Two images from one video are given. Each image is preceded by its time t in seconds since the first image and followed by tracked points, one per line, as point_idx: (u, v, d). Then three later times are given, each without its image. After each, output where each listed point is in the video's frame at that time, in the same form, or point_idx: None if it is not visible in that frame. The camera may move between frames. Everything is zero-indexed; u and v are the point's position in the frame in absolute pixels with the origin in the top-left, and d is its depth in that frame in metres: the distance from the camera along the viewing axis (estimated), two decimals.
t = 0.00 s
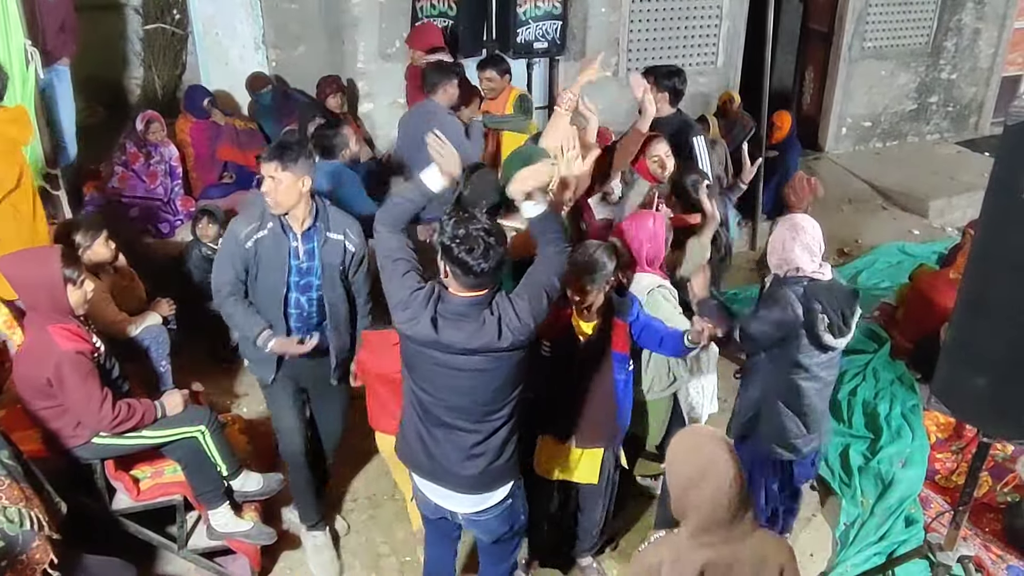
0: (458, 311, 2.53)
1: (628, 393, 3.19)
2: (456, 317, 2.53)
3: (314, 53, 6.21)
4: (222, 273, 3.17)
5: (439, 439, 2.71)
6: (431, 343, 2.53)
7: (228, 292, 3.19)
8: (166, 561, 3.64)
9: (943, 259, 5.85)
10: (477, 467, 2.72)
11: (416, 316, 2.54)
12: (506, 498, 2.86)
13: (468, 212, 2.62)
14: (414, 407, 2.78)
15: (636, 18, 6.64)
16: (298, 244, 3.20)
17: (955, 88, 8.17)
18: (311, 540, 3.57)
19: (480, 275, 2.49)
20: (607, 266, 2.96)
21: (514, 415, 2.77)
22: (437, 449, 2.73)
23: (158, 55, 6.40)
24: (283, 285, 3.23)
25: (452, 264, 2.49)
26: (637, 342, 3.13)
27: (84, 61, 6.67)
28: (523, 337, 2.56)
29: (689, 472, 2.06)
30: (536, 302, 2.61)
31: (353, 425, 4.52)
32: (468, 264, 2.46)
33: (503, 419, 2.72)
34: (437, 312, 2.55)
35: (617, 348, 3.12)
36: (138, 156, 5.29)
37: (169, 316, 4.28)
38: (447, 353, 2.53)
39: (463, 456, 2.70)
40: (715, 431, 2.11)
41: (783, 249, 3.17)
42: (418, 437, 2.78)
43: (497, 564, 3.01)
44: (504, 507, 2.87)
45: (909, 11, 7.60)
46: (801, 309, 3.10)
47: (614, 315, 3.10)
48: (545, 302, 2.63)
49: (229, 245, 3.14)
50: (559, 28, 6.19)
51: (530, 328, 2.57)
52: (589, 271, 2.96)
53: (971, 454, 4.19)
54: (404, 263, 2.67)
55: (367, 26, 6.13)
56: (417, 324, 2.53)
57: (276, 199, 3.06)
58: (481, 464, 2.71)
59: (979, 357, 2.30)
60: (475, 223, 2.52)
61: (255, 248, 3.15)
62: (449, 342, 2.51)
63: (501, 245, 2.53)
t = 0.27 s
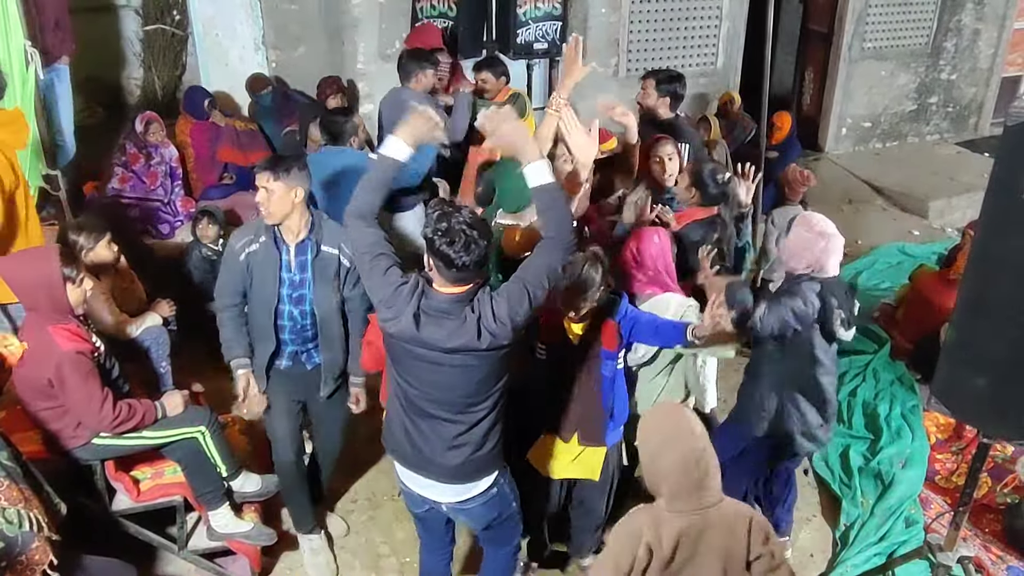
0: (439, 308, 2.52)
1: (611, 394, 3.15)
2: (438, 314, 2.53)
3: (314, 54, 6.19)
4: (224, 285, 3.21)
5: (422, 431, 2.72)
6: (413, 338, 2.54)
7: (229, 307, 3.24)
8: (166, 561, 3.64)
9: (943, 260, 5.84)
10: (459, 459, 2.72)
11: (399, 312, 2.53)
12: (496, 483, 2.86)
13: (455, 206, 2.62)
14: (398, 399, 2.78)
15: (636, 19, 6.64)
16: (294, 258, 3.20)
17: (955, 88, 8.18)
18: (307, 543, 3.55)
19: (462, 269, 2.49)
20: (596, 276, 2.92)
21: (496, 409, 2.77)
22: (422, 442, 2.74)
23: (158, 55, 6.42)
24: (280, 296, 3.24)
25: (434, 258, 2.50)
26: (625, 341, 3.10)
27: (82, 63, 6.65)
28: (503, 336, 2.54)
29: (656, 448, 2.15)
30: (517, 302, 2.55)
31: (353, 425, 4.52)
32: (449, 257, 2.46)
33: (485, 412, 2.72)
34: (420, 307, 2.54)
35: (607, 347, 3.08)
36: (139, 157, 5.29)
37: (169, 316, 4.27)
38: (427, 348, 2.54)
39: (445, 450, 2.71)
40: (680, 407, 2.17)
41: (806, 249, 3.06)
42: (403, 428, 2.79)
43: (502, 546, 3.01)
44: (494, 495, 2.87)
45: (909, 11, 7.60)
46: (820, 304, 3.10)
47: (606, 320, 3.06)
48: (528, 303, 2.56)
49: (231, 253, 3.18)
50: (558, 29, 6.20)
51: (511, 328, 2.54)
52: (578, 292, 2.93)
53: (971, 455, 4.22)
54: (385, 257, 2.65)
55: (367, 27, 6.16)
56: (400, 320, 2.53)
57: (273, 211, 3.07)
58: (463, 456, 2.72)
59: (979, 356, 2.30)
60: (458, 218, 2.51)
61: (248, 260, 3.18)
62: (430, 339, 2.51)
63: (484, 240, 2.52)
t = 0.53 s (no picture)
0: (430, 315, 2.53)
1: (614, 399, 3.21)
2: (429, 321, 2.54)
3: (314, 57, 6.21)
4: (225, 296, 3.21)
5: (410, 440, 2.73)
6: (403, 345, 2.55)
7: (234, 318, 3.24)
8: (167, 563, 3.64)
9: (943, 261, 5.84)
10: (447, 472, 2.72)
11: (390, 319, 2.55)
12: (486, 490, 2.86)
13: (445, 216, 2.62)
14: (389, 408, 2.79)
15: (636, 21, 6.65)
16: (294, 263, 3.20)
17: (955, 90, 8.18)
18: (308, 543, 3.56)
19: (450, 281, 2.49)
20: (600, 294, 3.00)
21: (487, 421, 2.77)
22: (409, 452, 2.74)
23: (158, 54, 6.48)
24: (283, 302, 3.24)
25: (423, 269, 2.51)
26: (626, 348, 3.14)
27: (80, 63, 6.66)
28: (495, 347, 2.56)
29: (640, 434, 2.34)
30: (513, 316, 2.56)
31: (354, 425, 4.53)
32: (437, 268, 2.47)
33: (476, 423, 2.72)
34: (411, 315, 2.56)
35: (610, 354, 3.10)
36: (139, 159, 5.29)
37: (170, 318, 4.27)
38: (418, 356, 2.55)
39: (433, 461, 2.71)
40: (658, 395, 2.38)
41: (838, 260, 3.06)
42: (392, 438, 2.79)
43: (499, 542, 3.03)
44: (484, 502, 2.87)
45: (909, 13, 7.61)
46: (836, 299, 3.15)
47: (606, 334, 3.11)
48: (524, 318, 2.57)
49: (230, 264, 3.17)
50: (559, 30, 6.17)
51: (501, 340, 2.56)
52: (586, 307, 3.02)
53: (970, 456, 4.22)
54: (367, 270, 2.66)
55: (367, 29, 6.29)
56: (390, 326, 2.54)
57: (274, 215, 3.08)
58: (451, 469, 2.72)
59: (979, 358, 2.30)
60: (445, 228, 2.51)
61: (250, 267, 3.17)
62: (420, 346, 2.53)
63: (472, 250, 2.51)
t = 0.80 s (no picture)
0: (429, 310, 2.54)
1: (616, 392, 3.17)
2: (428, 317, 2.54)
3: (314, 58, 6.27)
4: (224, 291, 3.14)
5: (412, 433, 2.73)
6: (402, 341, 2.55)
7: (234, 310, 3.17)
8: (166, 564, 3.64)
9: (942, 263, 5.85)
10: (450, 463, 2.73)
11: (389, 315, 2.55)
12: (482, 487, 2.85)
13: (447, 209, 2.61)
14: (390, 402, 2.80)
15: (636, 22, 6.65)
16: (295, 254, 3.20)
17: (954, 92, 8.19)
18: (310, 547, 3.56)
19: (454, 271, 2.48)
20: (602, 287, 2.97)
21: (487, 414, 2.77)
22: (410, 444, 2.75)
23: (158, 58, 6.42)
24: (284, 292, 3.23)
25: (424, 259, 2.50)
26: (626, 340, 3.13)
27: (79, 65, 6.64)
28: (493, 341, 2.56)
29: (637, 436, 2.35)
30: (510, 310, 2.56)
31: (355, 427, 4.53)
32: (441, 259, 2.45)
33: (476, 418, 2.73)
34: (410, 310, 2.56)
35: (609, 348, 3.09)
36: (139, 161, 5.29)
37: (170, 320, 4.27)
38: (417, 351, 2.55)
39: (434, 453, 2.72)
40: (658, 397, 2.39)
41: (845, 251, 3.15)
42: (394, 431, 2.80)
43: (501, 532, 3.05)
44: (484, 494, 2.87)
45: (909, 15, 7.61)
46: (829, 289, 3.01)
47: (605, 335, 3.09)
48: (520, 310, 2.57)
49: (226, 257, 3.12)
50: (558, 32, 6.18)
51: (500, 334, 2.56)
52: (590, 304, 2.98)
53: (970, 458, 4.23)
54: (363, 267, 2.67)
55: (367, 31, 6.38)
56: (390, 322, 2.55)
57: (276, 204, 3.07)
58: (454, 459, 2.73)
59: (979, 359, 2.30)
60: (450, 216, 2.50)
61: (254, 256, 3.14)
62: (419, 342, 2.53)
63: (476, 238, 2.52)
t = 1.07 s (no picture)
0: (437, 319, 2.54)
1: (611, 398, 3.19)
2: (434, 325, 2.54)
3: (314, 60, 6.25)
4: (243, 298, 3.16)
5: (420, 440, 2.73)
6: (409, 350, 2.56)
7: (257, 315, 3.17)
8: (166, 565, 3.65)
9: (942, 264, 5.85)
10: (458, 469, 2.74)
11: (397, 323, 2.55)
12: (490, 495, 2.88)
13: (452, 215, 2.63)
14: (398, 409, 2.80)
15: (635, 24, 6.66)
16: (309, 259, 3.27)
17: (954, 93, 8.19)
18: (317, 556, 3.61)
19: (461, 277, 2.49)
20: (600, 295, 2.94)
21: (494, 420, 2.78)
22: (419, 451, 2.75)
23: (158, 60, 6.46)
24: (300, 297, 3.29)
25: (430, 265, 2.50)
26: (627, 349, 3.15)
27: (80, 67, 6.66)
28: (500, 349, 2.56)
29: (640, 435, 2.38)
30: (516, 316, 2.57)
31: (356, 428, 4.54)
32: (448, 265, 2.46)
33: (484, 424, 2.74)
34: (417, 320, 2.56)
35: (609, 355, 3.12)
36: (140, 163, 5.30)
37: (170, 321, 4.27)
38: (425, 360, 2.55)
39: (442, 459, 2.72)
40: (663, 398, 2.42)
41: (841, 259, 3.26)
42: (401, 438, 2.80)
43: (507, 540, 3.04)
44: (489, 502, 2.89)
45: (908, 16, 7.62)
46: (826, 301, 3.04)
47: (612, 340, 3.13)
48: (526, 316, 2.58)
49: (245, 265, 3.15)
50: (558, 34, 6.18)
51: (508, 340, 2.56)
52: (589, 314, 2.96)
53: (971, 459, 4.22)
54: (381, 271, 2.66)
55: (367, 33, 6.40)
56: (397, 331, 2.55)
57: (293, 209, 3.16)
58: (463, 464, 2.74)
59: (978, 361, 2.31)
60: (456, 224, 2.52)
61: (270, 264, 3.19)
62: (426, 351, 2.53)
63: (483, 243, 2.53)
